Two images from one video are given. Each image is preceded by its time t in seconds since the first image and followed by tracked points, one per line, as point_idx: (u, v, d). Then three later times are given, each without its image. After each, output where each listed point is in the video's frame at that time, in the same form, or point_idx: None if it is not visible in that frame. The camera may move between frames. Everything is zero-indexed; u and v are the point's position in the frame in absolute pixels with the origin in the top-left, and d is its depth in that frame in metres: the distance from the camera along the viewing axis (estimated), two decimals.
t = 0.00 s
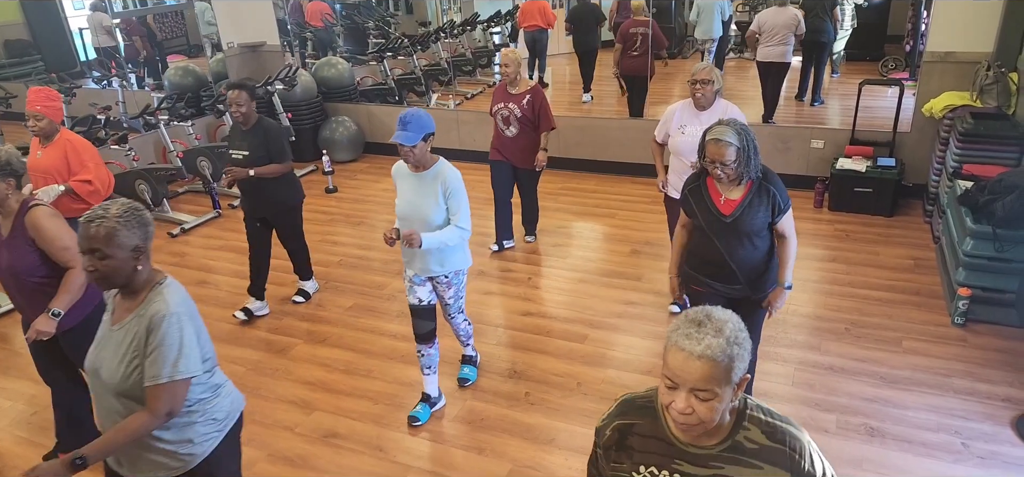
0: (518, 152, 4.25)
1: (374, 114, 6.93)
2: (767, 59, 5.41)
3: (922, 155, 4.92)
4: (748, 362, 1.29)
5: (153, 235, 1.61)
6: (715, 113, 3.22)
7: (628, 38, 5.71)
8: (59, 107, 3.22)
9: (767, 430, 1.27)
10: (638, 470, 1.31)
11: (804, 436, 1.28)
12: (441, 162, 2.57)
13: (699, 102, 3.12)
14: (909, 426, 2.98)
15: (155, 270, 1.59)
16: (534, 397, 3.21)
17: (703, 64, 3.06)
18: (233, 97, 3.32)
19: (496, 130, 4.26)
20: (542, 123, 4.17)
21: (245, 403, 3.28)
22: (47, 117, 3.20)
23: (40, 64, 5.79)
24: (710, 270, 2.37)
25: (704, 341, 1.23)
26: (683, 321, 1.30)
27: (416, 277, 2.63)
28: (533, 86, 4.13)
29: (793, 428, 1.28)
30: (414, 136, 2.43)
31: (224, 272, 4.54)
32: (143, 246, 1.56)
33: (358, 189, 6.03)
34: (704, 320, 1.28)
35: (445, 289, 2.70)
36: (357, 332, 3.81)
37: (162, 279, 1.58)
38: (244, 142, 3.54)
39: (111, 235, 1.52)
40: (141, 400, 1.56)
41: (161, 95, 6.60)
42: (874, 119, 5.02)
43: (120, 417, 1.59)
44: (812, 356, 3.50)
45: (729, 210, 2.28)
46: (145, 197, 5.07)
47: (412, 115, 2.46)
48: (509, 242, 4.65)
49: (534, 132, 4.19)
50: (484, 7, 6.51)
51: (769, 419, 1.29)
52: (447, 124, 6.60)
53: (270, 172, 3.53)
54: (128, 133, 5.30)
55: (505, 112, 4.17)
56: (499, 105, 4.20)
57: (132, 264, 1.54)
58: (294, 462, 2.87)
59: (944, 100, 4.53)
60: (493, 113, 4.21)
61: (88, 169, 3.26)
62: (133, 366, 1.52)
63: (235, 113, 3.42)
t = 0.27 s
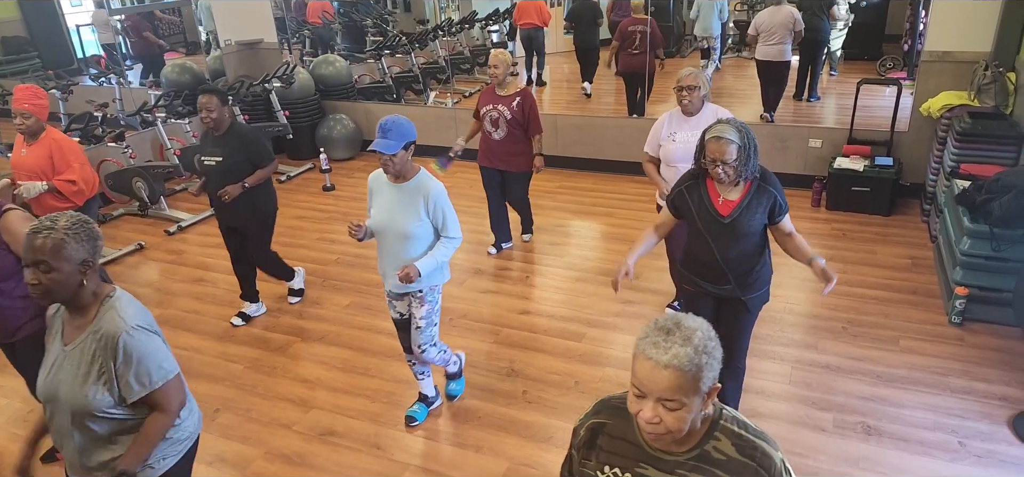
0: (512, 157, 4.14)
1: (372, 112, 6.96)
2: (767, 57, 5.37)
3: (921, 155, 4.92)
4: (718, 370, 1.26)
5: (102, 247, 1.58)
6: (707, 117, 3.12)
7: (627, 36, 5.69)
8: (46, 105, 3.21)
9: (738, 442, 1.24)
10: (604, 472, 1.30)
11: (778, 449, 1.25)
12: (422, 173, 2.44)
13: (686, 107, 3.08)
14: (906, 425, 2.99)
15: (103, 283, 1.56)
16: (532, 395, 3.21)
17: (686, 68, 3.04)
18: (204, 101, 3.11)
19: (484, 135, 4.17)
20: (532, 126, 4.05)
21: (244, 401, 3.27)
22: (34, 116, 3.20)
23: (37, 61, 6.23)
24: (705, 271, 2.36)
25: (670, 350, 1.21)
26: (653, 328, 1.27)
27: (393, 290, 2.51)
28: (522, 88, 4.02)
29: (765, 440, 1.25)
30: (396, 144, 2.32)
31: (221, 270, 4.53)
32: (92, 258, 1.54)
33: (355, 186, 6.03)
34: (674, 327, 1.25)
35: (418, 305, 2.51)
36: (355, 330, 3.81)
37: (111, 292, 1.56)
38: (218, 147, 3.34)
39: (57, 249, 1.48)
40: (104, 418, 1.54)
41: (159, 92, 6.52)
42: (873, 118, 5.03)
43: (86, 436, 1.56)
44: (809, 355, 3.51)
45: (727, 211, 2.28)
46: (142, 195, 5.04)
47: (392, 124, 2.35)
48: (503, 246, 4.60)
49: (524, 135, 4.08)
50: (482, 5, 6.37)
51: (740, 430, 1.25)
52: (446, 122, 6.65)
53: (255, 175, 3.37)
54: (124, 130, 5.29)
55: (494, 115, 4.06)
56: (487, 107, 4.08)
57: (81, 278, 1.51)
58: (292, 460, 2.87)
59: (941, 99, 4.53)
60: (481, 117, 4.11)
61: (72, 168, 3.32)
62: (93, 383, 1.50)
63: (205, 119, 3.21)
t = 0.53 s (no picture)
0: (506, 158, 4.09)
1: (371, 110, 6.97)
2: (770, 50, 5.26)
3: (922, 150, 4.89)
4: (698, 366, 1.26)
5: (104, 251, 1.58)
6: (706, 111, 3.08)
7: (626, 30, 5.62)
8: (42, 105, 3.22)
9: (720, 442, 1.24)
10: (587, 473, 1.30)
11: (760, 448, 1.26)
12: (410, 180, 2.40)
13: (683, 106, 3.04)
14: (907, 421, 2.98)
15: (103, 287, 1.55)
16: (531, 392, 3.21)
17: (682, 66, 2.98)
18: (185, 105, 3.03)
19: (478, 136, 4.12)
20: (527, 127, 4.04)
21: (245, 399, 3.29)
22: (30, 116, 3.20)
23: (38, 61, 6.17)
24: (711, 270, 2.34)
25: (648, 346, 1.21)
26: (630, 325, 1.26)
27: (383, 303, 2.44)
28: (516, 89, 4.01)
29: (748, 440, 1.25)
30: (388, 153, 2.25)
31: (222, 269, 4.55)
32: (93, 262, 1.53)
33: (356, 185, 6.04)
34: (652, 324, 1.25)
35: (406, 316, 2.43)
36: (355, 327, 3.82)
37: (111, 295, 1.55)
38: (203, 152, 3.26)
39: (61, 251, 1.47)
40: (104, 423, 1.52)
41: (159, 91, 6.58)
42: (874, 114, 5.02)
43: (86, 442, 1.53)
44: (810, 352, 3.50)
45: (739, 210, 2.25)
46: (142, 194, 5.07)
47: (382, 132, 2.27)
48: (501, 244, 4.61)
49: (517, 135, 4.06)
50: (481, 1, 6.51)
51: (723, 430, 1.26)
52: (444, 120, 6.66)
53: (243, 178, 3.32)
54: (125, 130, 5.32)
55: (489, 115, 4.02)
56: (482, 108, 4.04)
57: (84, 281, 1.50)
58: (293, 458, 2.89)
59: (943, 94, 4.51)
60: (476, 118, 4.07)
61: (72, 167, 3.35)
62: (96, 386, 1.48)
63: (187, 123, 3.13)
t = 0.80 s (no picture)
0: (506, 160, 4.08)
1: (371, 107, 6.96)
2: (772, 47, 5.29)
3: (922, 146, 4.90)
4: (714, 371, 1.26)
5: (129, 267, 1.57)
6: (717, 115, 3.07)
7: (632, 27, 5.63)
8: (40, 104, 3.20)
9: (739, 449, 1.24)
10: None
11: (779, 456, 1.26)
12: (407, 191, 2.36)
13: (696, 106, 3.01)
14: (907, 417, 2.98)
15: (127, 304, 1.54)
16: (532, 389, 3.21)
17: (694, 67, 2.96)
18: (177, 108, 3.02)
19: (480, 139, 4.10)
20: (529, 129, 4.04)
21: (245, 397, 3.29)
22: (28, 115, 3.19)
23: (36, 59, 6.09)
24: (718, 273, 2.34)
25: (659, 348, 1.20)
26: (642, 329, 1.26)
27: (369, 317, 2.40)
28: (518, 91, 4.00)
29: (766, 447, 1.25)
30: (388, 166, 2.20)
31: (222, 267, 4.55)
32: (119, 279, 1.51)
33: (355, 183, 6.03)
34: (662, 327, 1.25)
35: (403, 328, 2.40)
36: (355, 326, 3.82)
37: (134, 311, 1.54)
38: (195, 158, 3.24)
39: (88, 268, 1.46)
40: (126, 439, 1.52)
41: (157, 89, 6.64)
42: (873, 110, 5.00)
43: (109, 457, 1.53)
44: (810, 348, 3.50)
45: (745, 211, 2.25)
46: (142, 193, 5.05)
47: (380, 142, 2.22)
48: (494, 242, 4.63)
49: (517, 137, 4.04)
50: None
51: (742, 438, 1.25)
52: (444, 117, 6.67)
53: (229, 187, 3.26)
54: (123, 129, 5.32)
55: (492, 118, 4.00)
56: (484, 110, 4.02)
57: (108, 299, 1.48)
58: (293, 455, 2.88)
59: (944, 91, 4.52)
60: (479, 119, 4.04)
61: (75, 165, 3.34)
62: (125, 403, 1.49)
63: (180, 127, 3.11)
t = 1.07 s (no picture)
0: (507, 158, 4.08)
1: (370, 106, 6.98)
2: (775, 41, 5.25)
3: (922, 141, 4.89)
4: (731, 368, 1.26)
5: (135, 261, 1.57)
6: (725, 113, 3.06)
7: (635, 21, 5.66)
8: (41, 105, 3.20)
9: (759, 440, 1.24)
10: None
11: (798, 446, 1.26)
12: (408, 196, 2.32)
13: (705, 104, 2.99)
14: (909, 413, 2.97)
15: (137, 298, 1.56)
16: (532, 386, 3.22)
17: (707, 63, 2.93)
18: (177, 110, 3.02)
19: (482, 138, 4.09)
20: (531, 127, 4.04)
21: (246, 396, 3.29)
22: (30, 116, 3.19)
23: (36, 59, 6.04)
24: (717, 270, 2.34)
25: (677, 348, 1.20)
26: (659, 329, 1.26)
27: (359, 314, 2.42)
28: (519, 88, 4.00)
29: (786, 437, 1.25)
30: (386, 171, 2.18)
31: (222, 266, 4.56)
32: (128, 273, 1.52)
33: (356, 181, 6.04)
34: (680, 326, 1.25)
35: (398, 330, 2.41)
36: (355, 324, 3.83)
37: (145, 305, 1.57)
38: (194, 160, 3.25)
39: (96, 263, 1.46)
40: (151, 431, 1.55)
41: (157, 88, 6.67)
42: (873, 104, 4.99)
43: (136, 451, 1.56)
44: (811, 344, 3.49)
45: (745, 207, 2.24)
46: (143, 191, 5.08)
47: (380, 147, 2.19)
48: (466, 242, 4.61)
49: (519, 134, 4.04)
50: None
51: (760, 429, 1.26)
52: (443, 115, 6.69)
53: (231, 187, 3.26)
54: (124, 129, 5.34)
55: (494, 116, 4.00)
56: (486, 109, 4.02)
57: (119, 293, 1.49)
58: (294, 453, 2.89)
59: (944, 85, 4.50)
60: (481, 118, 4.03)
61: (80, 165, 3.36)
62: (152, 396, 1.53)
63: (179, 129, 3.11)
